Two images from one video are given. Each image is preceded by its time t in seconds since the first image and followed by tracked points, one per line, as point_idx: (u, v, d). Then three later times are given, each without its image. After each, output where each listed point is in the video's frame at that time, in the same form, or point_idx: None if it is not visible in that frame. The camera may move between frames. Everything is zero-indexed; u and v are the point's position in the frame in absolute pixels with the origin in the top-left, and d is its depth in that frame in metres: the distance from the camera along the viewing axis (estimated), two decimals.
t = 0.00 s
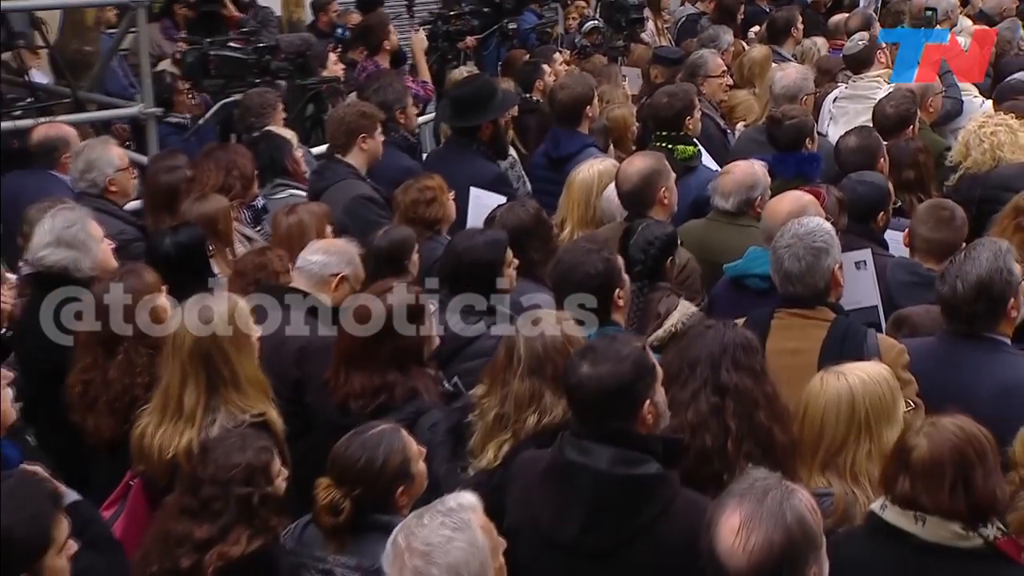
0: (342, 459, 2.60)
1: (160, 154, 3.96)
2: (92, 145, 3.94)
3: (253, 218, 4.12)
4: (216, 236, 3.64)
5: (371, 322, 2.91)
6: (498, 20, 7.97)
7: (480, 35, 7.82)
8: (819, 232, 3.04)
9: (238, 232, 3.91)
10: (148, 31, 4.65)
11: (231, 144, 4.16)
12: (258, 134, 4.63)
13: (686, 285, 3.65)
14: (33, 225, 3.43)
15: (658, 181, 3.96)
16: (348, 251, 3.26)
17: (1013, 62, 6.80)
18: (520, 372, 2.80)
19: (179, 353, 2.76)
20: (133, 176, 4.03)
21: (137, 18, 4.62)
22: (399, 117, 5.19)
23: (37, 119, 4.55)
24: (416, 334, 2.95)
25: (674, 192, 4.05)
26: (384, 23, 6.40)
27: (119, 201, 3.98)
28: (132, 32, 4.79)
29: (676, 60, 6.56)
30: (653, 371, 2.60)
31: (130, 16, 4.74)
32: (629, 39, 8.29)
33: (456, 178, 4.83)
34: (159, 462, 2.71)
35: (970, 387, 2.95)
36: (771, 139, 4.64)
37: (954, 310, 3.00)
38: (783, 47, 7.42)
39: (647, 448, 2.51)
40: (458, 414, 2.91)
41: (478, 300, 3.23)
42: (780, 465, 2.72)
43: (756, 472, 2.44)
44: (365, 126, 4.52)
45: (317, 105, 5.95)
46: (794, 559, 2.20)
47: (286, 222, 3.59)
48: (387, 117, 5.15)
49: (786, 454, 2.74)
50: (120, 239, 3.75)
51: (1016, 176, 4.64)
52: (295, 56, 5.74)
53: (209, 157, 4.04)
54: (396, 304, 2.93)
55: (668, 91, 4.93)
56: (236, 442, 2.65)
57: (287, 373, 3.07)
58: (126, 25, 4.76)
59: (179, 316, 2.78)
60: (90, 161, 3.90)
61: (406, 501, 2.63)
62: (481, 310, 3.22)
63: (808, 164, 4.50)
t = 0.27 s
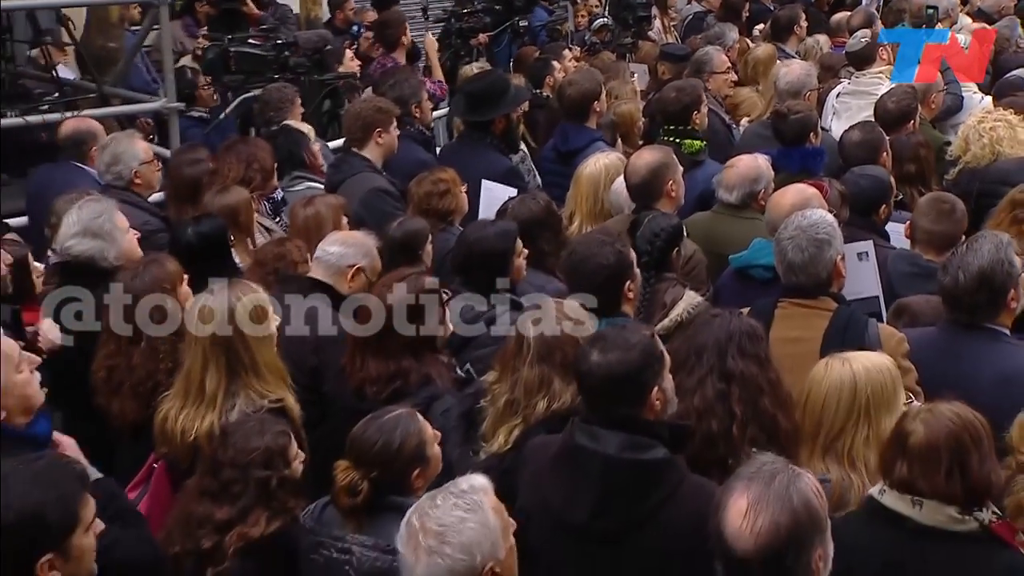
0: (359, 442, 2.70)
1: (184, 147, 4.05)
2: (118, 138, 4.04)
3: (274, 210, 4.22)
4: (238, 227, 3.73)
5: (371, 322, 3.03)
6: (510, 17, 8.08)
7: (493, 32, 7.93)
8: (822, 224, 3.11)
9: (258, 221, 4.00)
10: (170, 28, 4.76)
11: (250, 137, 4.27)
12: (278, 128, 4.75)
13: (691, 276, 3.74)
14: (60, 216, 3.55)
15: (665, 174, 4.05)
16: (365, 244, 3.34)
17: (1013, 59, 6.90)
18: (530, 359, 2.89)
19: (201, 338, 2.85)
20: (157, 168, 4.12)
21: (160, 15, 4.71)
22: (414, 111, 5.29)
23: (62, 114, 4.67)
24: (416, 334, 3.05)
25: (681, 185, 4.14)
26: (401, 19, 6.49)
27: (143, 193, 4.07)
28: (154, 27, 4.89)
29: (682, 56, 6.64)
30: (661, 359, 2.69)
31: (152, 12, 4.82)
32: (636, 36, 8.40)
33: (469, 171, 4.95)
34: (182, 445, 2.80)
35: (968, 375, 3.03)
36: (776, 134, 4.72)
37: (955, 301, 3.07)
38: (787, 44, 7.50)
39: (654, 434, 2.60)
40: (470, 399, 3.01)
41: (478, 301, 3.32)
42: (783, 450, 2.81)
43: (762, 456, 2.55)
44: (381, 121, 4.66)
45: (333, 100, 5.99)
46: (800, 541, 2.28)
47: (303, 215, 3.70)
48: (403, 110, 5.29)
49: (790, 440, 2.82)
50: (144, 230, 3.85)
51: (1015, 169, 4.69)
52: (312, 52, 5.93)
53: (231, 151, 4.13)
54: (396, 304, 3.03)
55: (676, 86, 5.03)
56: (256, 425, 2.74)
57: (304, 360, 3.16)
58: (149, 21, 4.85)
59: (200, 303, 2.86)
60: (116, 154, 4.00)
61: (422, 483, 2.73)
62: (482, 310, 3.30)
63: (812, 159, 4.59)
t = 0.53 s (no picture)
0: (374, 427, 2.80)
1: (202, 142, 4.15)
2: (138, 133, 4.13)
3: (289, 202, 4.33)
4: (255, 219, 3.84)
5: (371, 323, 3.17)
6: (517, 16, 8.31)
7: (500, 30, 8.14)
8: (819, 219, 3.18)
9: (273, 213, 4.09)
10: (189, 26, 4.86)
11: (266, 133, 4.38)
12: (293, 123, 4.91)
13: (694, 267, 3.83)
14: (83, 208, 3.65)
15: (669, 168, 4.13)
16: (378, 236, 3.42)
17: (1008, 56, 7.02)
18: (537, 346, 3.02)
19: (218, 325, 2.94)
20: (175, 162, 4.22)
21: (180, 14, 4.82)
22: (425, 108, 5.42)
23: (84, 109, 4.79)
24: (416, 334, 3.15)
25: (684, 179, 4.22)
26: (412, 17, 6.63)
27: (164, 186, 4.19)
28: (173, 25, 5.01)
29: (686, 54, 6.72)
30: (665, 347, 2.77)
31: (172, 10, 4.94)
32: (641, 34, 8.52)
33: (478, 163, 5.03)
34: (200, 428, 2.89)
35: (957, 362, 3.12)
36: (777, 129, 4.81)
37: (949, 292, 3.16)
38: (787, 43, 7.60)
39: (658, 419, 2.68)
40: (478, 386, 3.14)
41: (476, 300, 3.38)
42: (781, 435, 2.92)
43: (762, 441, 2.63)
44: (393, 116, 4.78)
45: (345, 96, 6.23)
46: (800, 523, 2.36)
47: (318, 206, 3.81)
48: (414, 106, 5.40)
49: (788, 426, 2.93)
50: (164, 221, 3.94)
51: (1007, 164, 4.93)
52: (326, 49, 6.15)
53: (247, 145, 4.25)
54: (396, 304, 3.12)
55: (680, 82, 5.12)
56: (272, 410, 2.84)
57: (318, 348, 3.27)
58: (169, 20, 4.94)
59: (219, 292, 2.97)
60: (138, 148, 4.10)
61: (433, 466, 2.82)
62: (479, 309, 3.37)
63: (812, 153, 4.67)
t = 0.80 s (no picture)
0: (387, 412, 2.90)
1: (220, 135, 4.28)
2: (158, 126, 4.26)
3: (303, 194, 4.48)
4: (271, 211, 3.93)
5: (368, 323, 3.32)
6: (525, 14, 8.64)
7: (509, 27, 8.46)
8: (819, 212, 3.28)
9: (289, 205, 4.19)
10: (207, 24, 4.96)
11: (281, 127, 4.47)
12: (307, 118, 5.05)
13: (697, 257, 3.89)
14: (107, 200, 3.75)
15: (673, 162, 4.22)
16: (390, 227, 3.57)
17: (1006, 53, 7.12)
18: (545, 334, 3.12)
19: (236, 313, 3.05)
20: (193, 155, 4.34)
21: (198, 11, 4.93)
22: (437, 102, 5.51)
23: (106, 104, 4.90)
24: (416, 334, 3.25)
25: (688, 172, 4.31)
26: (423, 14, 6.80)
27: (183, 179, 4.30)
28: (191, 23, 5.12)
29: (689, 50, 6.81)
30: (670, 335, 2.85)
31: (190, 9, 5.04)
32: (645, 32, 8.63)
33: (486, 157, 5.12)
34: (216, 413, 2.98)
35: (950, 350, 3.22)
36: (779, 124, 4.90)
37: (943, 283, 3.24)
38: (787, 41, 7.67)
39: (662, 405, 2.77)
40: (488, 372, 3.22)
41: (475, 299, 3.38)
42: (780, 422, 3.01)
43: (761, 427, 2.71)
44: (406, 112, 4.90)
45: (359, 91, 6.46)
46: (797, 505, 2.44)
47: (332, 199, 3.91)
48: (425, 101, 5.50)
49: (787, 413, 3.03)
50: (184, 212, 4.05)
51: (1003, 157, 4.97)
52: (339, 46, 6.46)
53: (262, 139, 4.31)
54: (396, 304, 3.24)
55: (684, 78, 5.21)
56: (288, 396, 2.92)
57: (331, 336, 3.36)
58: (187, 17, 5.05)
59: (237, 281, 3.09)
60: (157, 141, 4.23)
61: (445, 452, 2.93)
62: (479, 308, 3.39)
63: (813, 146, 4.75)
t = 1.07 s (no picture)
0: (401, 398, 2.99)
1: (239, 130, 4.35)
2: (180, 121, 4.35)
3: (320, 186, 4.69)
4: (289, 202, 4.04)
5: (370, 322, 3.46)
6: (536, 11, 8.80)
7: (520, 25, 8.65)
8: (821, 205, 3.37)
9: (306, 197, 4.30)
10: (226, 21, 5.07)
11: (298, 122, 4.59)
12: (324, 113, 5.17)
13: (701, 248, 4.00)
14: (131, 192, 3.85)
15: (680, 155, 4.31)
16: (404, 217, 3.67)
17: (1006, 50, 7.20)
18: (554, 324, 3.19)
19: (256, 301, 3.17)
20: (213, 148, 4.44)
21: (218, 10, 5.04)
22: (453, 97, 5.65)
23: (130, 99, 5.02)
24: (416, 333, 3.35)
25: (693, 165, 4.39)
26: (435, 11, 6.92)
27: (203, 171, 4.40)
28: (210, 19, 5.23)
29: (695, 47, 6.89)
30: (677, 324, 2.95)
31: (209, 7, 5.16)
32: (651, 29, 8.76)
33: (496, 151, 5.22)
34: (236, 398, 3.08)
35: (948, 338, 3.30)
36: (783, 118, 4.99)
37: (942, 273, 3.33)
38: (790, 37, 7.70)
39: (669, 391, 2.86)
40: (498, 360, 3.33)
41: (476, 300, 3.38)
42: (783, 409, 3.09)
43: (762, 413, 2.78)
44: (421, 107, 4.99)
45: (372, 87, 6.66)
46: (797, 488, 2.52)
47: (350, 191, 4.03)
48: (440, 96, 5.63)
49: (789, 400, 3.10)
50: (205, 204, 4.16)
51: (1001, 152, 5.05)
52: (356, 43, 6.56)
53: (282, 134, 4.44)
54: (398, 304, 3.36)
55: (690, 74, 5.30)
56: (305, 382, 3.02)
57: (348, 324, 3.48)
58: (208, 15, 5.16)
59: (256, 270, 3.21)
60: (179, 136, 4.32)
61: (457, 436, 3.01)
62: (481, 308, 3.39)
63: (816, 140, 4.83)
